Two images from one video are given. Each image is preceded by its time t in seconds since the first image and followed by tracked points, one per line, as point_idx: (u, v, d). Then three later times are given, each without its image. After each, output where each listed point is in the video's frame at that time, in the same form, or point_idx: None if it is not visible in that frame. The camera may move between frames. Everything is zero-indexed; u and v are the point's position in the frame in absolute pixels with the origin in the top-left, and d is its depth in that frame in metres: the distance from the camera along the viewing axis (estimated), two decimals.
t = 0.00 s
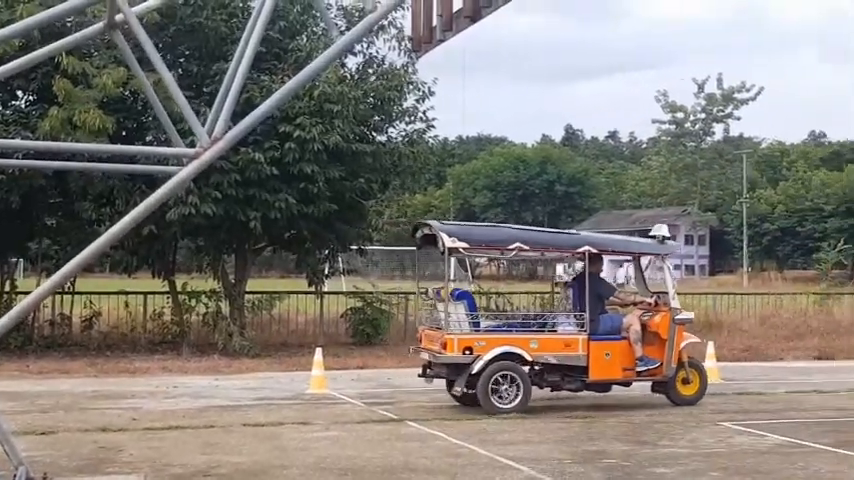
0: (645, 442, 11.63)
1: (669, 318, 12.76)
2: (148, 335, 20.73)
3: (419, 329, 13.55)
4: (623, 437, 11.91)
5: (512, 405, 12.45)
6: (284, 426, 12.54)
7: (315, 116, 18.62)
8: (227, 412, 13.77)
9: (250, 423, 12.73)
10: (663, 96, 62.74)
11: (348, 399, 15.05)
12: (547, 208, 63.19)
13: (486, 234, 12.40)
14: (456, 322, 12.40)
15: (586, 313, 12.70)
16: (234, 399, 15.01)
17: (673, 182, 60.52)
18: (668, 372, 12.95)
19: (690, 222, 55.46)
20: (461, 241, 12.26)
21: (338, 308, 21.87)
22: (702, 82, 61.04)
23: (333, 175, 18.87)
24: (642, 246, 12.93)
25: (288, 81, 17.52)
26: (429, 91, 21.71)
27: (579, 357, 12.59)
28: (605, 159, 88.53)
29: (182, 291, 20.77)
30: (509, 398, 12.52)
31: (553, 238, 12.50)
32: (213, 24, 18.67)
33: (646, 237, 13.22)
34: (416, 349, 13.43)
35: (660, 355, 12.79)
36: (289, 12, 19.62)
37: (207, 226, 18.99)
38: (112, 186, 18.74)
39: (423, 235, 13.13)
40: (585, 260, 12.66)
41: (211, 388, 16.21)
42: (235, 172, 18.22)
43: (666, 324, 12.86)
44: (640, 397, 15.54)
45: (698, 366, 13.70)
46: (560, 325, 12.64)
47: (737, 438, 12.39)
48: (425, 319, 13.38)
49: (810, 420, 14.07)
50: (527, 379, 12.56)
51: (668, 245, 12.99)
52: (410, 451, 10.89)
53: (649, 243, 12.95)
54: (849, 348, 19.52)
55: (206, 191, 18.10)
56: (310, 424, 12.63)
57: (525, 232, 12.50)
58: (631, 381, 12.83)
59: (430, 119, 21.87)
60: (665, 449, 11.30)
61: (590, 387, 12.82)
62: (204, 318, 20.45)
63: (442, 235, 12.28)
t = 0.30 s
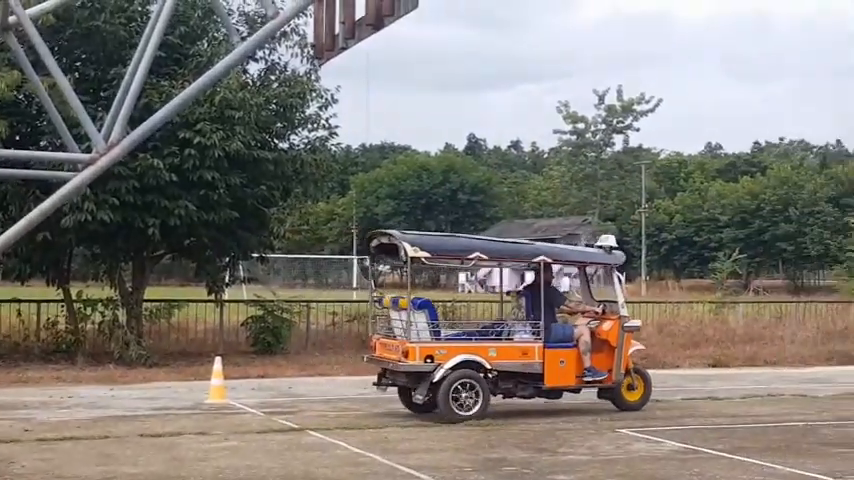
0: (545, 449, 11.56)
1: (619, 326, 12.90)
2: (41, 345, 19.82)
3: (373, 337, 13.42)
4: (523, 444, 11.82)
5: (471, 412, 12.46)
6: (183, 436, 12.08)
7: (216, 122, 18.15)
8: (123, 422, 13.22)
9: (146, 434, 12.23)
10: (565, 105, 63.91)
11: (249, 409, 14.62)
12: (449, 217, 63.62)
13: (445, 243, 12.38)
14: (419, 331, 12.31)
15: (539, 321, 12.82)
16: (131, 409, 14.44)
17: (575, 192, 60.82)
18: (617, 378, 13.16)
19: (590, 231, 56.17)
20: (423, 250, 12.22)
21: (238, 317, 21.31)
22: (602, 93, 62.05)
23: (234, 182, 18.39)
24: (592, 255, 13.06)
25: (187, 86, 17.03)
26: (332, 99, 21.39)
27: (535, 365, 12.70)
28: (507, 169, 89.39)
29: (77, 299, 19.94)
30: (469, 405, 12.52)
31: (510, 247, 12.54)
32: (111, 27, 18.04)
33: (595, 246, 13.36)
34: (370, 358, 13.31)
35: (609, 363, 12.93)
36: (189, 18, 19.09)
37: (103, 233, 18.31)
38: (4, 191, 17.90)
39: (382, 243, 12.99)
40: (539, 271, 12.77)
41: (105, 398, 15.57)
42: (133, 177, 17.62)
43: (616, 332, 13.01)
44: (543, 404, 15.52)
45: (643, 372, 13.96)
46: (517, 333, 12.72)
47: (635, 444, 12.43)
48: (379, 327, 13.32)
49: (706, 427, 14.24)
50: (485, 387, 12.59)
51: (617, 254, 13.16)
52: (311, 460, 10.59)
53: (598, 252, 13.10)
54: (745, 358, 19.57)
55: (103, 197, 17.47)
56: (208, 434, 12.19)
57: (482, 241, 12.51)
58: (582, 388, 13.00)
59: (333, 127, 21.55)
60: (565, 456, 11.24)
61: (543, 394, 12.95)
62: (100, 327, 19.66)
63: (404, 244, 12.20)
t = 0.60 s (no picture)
0: (460, 455, 11.47)
1: (582, 331, 13.19)
2: None
3: (341, 344, 13.47)
4: (439, 450, 11.70)
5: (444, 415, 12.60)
6: (92, 445, 11.65)
7: (128, 126, 17.64)
8: (29, 432, 12.70)
9: (54, 444, 11.76)
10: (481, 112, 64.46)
11: (161, 418, 14.21)
12: (366, 223, 63.39)
13: (415, 249, 12.58)
14: (393, 336, 12.49)
15: (506, 325, 13.03)
16: (37, 419, 13.90)
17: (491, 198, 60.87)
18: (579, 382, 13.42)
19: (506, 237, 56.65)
20: (395, 257, 12.38)
21: (151, 324, 20.81)
22: (517, 101, 62.60)
23: (146, 187, 17.90)
24: (557, 262, 13.33)
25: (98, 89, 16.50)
26: (247, 103, 21.03)
27: (503, 368, 12.90)
28: (425, 176, 89.66)
29: None
30: (439, 409, 12.67)
31: (478, 254, 12.78)
32: (19, 29, 17.41)
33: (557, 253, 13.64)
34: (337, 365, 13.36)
35: (572, 366, 13.17)
36: (100, 20, 18.54)
37: (9, 239, 17.62)
38: None
39: (350, 250, 13.12)
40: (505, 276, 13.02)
41: (10, 408, 14.97)
42: (42, 182, 16.97)
43: (578, 337, 13.29)
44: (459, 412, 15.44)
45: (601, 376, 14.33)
46: (485, 338, 12.92)
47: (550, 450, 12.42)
48: (349, 334, 13.39)
49: (619, 432, 14.32)
50: (456, 391, 12.76)
51: (579, 261, 13.46)
52: (224, 469, 10.30)
53: (561, 258, 13.38)
54: (657, 363, 19.72)
55: (10, 203, 16.83)
56: (119, 444, 11.79)
57: (451, 248, 12.71)
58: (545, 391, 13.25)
59: (248, 132, 21.17)
60: (479, 461, 11.16)
61: (507, 397, 13.17)
62: (7, 334, 18.96)
63: (378, 250, 12.36)
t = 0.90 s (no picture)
0: (384, 460, 11.38)
1: (550, 335, 13.62)
2: None
3: (315, 346, 13.62)
4: (362, 456, 11.61)
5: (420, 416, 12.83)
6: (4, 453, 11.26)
7: (45, 128, 17.14)
8: None
9: None
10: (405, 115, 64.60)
11: (78, 424, 13.82)
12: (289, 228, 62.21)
13: (392, 253, 12.83)
14: (370, 340, 12.66)
15: (479, 329, 13.33)
16: None
17: (415, 202, 61.44)
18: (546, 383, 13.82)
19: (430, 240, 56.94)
20: (373, 262, 12.61)
21: (68, 330, 20.25)
22: (441, 105, 62.80)
23: (64, 190, 17.41)
24: (526, 267, 13.71)
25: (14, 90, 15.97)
26: (168, 105, 20.61)
27: (476, 371, 13.19)
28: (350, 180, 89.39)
29: None
30: (415, 410, 12.90)
31: (452, 258, 13.08)
32: None
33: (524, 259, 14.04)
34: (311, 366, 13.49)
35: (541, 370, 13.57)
36: (16, 19, 17.97)
37: None
38: None
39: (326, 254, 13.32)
40: (478, 280, 13.37)
41: None
42: None
43: (546, 340, 13.68)
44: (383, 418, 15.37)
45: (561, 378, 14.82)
46: (458, 341, 13.18)
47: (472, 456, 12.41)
48: (325, 336, 13.54)
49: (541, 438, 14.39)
50: (430, 393, 13.00)
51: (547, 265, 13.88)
52: (142, 477, 10.03)
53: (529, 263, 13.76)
54: (576, 365, 19.78)
55: None
56: (33, 451, 11.41)
57: (425, 253, 13.01)
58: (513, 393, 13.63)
59: (168, 135, 20.75)
60: (403, 465, 11.09)
61: (478, 399, 13.47)
62: None
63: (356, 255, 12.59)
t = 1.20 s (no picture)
0: (317, 463, 11.27)
1: (527, 336, 13.77)
2: None
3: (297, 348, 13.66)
4: (294, 459, 11.50)
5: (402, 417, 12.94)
6: None
7: None
8: None
9: None
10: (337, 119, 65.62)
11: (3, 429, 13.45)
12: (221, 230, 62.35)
13: (374, 256, 12.90)
14: (354, 341, 12.81)
15: (458, 330, 13.46)
16: None
17: (348, 204, 61.94)
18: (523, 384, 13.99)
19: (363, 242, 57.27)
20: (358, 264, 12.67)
21: None
22: (375, 108, 62.82)
23: None
24: (504, 268, 13.86)
25: None
26: (97, 105, 20.16)
27: (456, 372, 13.32)
28: (284, 182, 88.87)
29: None
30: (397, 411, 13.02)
31: (432, 261, 13.18)
32: None
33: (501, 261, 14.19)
34: (292, 368, 13.56)
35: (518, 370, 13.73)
36: None
37: None
38: None
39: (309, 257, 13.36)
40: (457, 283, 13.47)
41: None
42: None
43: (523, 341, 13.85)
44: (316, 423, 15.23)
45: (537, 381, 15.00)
46: (439, 342, 13.31)
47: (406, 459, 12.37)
48: (307, 338, 13.59)
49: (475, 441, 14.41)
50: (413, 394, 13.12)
51: (524, 267, 14.04)
52: None
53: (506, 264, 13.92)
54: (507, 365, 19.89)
55: None
56: None
57: (407, 254, 13.08)
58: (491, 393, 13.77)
59: (97, 135, 20.30)
60: (337, 468, 10.98)
61: (458, 400, 13.59)
62: None
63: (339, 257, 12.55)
